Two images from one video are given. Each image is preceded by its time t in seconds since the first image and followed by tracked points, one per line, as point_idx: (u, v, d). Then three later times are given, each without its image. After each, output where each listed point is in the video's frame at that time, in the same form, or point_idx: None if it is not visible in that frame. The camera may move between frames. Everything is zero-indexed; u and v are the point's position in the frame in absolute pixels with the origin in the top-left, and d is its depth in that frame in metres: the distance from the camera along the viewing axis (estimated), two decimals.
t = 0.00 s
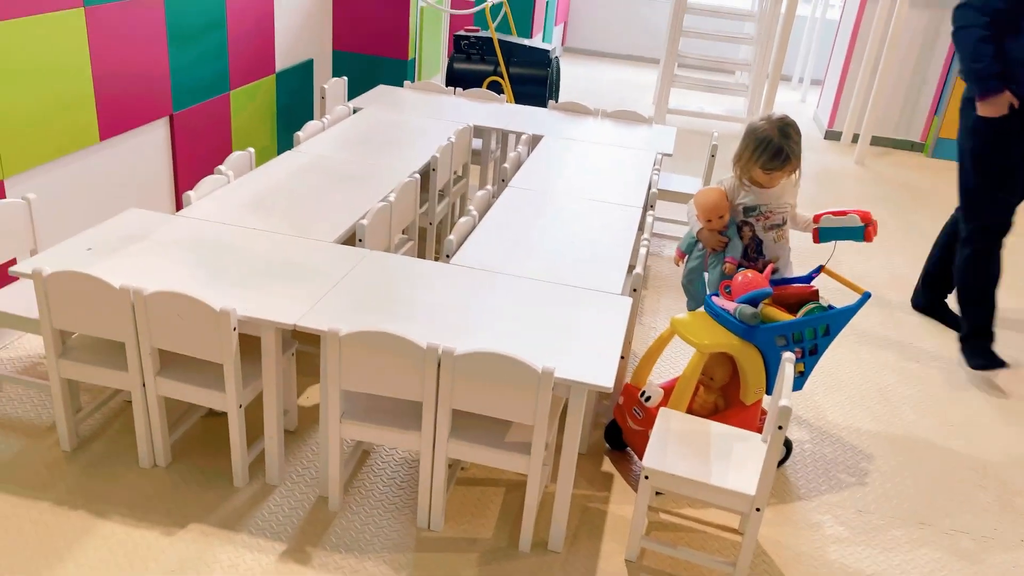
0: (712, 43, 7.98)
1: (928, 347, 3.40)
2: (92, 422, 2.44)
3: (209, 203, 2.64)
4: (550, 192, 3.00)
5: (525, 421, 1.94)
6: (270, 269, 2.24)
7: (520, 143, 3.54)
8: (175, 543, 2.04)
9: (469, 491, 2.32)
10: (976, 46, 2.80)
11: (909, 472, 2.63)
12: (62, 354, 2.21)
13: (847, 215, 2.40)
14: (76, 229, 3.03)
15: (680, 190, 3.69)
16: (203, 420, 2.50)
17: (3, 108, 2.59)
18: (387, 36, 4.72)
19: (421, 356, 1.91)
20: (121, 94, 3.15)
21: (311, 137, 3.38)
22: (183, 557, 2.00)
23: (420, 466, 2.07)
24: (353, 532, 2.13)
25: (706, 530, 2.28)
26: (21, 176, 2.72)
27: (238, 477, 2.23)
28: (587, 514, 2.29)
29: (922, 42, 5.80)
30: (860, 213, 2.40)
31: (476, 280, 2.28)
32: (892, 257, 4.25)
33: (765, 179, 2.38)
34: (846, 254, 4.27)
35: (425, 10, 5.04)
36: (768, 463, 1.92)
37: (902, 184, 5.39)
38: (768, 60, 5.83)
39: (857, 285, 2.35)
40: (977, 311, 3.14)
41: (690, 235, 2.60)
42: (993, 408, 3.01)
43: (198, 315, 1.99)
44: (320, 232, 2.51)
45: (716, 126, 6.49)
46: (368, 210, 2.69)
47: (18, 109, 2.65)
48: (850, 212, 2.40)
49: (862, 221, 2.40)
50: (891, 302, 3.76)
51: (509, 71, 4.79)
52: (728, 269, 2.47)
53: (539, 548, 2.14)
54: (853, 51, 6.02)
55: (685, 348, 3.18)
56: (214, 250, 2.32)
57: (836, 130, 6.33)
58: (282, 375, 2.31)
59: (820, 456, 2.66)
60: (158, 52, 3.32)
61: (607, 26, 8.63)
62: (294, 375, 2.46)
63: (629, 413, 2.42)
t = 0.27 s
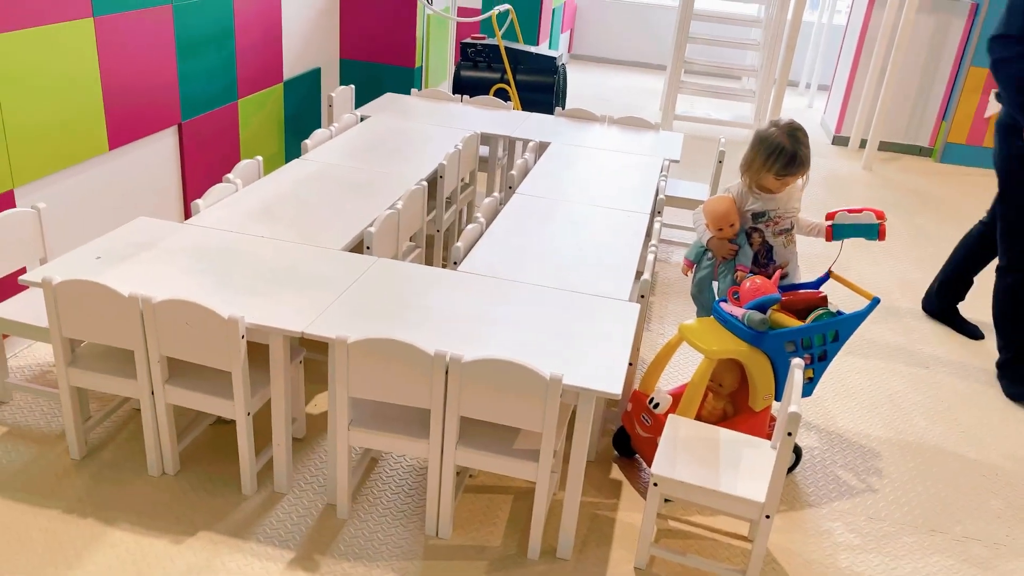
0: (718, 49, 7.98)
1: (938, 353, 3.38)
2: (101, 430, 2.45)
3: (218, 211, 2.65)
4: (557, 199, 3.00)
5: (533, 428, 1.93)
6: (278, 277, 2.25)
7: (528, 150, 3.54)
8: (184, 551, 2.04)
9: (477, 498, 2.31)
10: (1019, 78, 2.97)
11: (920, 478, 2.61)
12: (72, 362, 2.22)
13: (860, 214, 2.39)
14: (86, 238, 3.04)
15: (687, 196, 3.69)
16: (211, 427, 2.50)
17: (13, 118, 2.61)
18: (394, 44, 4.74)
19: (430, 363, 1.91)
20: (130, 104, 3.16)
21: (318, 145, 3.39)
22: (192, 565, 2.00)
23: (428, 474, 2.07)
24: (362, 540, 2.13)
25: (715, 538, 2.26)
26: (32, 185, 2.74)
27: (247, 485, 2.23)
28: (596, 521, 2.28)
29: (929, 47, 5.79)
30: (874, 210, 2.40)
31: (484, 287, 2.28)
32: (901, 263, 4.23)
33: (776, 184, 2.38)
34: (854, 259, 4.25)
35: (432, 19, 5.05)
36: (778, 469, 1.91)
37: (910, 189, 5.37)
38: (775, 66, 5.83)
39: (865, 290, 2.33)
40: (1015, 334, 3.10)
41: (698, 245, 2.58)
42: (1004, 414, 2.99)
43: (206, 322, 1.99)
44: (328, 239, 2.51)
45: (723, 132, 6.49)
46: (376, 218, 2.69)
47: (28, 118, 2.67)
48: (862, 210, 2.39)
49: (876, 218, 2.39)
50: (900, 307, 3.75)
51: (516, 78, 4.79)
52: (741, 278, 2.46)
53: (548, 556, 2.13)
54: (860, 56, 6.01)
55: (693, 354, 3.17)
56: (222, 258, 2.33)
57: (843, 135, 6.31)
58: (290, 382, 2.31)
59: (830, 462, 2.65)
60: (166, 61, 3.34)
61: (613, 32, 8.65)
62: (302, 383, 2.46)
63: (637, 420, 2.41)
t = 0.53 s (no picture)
0: (722, 52, 7.98)
1: (943, 355, 3.37)
2: (107, 433, 2.45)
3: (222, 215, 2.65)
4: (561, 202, 3.00)
5: (538, 431, 1.93)
6: (282, 280, 2.25)
7: (532, 153, 3.54)
8: (189, 554, 2.04)
9: (482, 501, 2.31)
10: None
11: (926, 480, 2.60)
12: (77, 366, 2.22)
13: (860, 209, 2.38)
14: (91, 241, 3.05)
15: (692, 198, 3.68)
16: (216, 431, 2.50)
17: (19, 123, 2.62)
18: (398, 47, 4.75)
19: (434, 366, 1.91)
20: (135, 108, 3.18)
21: (322, 148, 3.40)
22: (197, 569, 2.00)
23: (433, 476, 2.07)
24: (367, 543, 2.13)
25: (720, 540, 2.26)
26: (37, 189, 2.75)
27: (252, 488, 2.24)
28: (601, 524, 2.28)
29: (934, 48, 5.78)
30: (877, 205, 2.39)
31: (488, 290, 2.28)
32: (906, 264, 4.22)
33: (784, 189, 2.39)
34: (859, 260, 4.25)
35: (436, 22, 5.07)
36: (784, 472, 1.91)
37: (915, 191, 5.36)
38: (779, 68, 5.82)
39: (870, 292, 2.33)
40: None
41: (701, 250, 2.58)
42: (1011, 415, 2.98)
43: (211, 325, 1.99)
44: (332, 243, 2.52)
45: (727, 134, 6.48)
46: (380, 221, 2.70)
47: (34, 123, 2.68)
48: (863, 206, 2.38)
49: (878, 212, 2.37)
50: (905, 309, 3.74)
51: (520, 81, 4.80)
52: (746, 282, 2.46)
53: (553, 559, 2.13)
54: (864, 57, 6.01)
55: (698, 357, 3.17)
56: (227, 262, 2.33)
57: (847, 136, 6.30)
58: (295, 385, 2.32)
59: (836, 464, 2.64)
60: (171, 66, 3.35)
61: (616, 35, 8.65)
62: (306, 386, 2.46)
63: (642, 422, 2.41)
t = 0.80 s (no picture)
0: (723, 52, 7.97)
1: (945, 355, 3.36)
2: (108, 435, 2.45)
3: (224, 217, 2.65)
4: (562, 203, 3.00)
5: (539, 432, 1.93)
6: (283, 282, 2.25)
7: (533, 154, 3.54)
8: (191, 556, 2.04)
9: (484, 502, 2.31)
10: None
11: (929, 481, 2.60)
12: (79, 368, 2.22)
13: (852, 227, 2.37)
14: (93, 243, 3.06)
15: (694, 199, 3.68)
16: (218, 432, 2.50)
17: (21, 125, 2.62)
18: (399, 49, 4.75)
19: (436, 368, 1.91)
20: (137, 110, 3.18)
21: (324, 150, 3.40)
22: (198, 571, 2.00)
23: (435, 478, 2.07)
24: (368, 544, 2.13)
25: (722, 541, 2.26)
26: (39, 191, 2.75)
27: (253, 490, 2.24)
28: (603, 525, 2.27)
29: (935, 48, 5.78)
30: (872, 225, 2.37)
31: (489, 292, 2.28)
32: (908, 264, 4.21)
33: (787, 188, 2.39)
34: (861, 261, 4.24)
35: (437, 23, 5.07)
36: (786, 473, 1.90)
37: (916, 191, 5.36)
38: (780, 68, 5.82)
39: (871, 292, 2.33)
40: None
41: (700, 252, 2.58)
42: (1013, 416, 2.98)
43: (213, 327, 2.00)
44: (334, 244, 2.52)
45: (729, 135, 6.48)
46: (382, 222, 2.69)
47: (36, 125, 2.69)
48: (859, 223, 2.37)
49: (872, 232, 2.36)
50: (907, 309, 3.73)
51: (521, 82, 4.80)
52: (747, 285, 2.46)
53: (555, 560, 2.12)
54: (865, 58, 6.00)
55: (700, 357, 3.17)
56: (228, 264, 2.34)
57: (849, 137, 6.30)
58: (297, 387, 2.32)
59: (838, 465, 2.63)
60: (172, 68, 3.35)
61: (617, 36, 8.65)
62: (308, 387, 2.47)
63: (644, 423, 2.41)
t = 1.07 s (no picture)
0: (721, 53, 7.98)
1: (943, 355, 3.37)
2: (107, 436, 2.45)
3: (222, 218, 2.65)
4: (561, 203, 3.00)
5: (538, 433, 1.93)
6: (281, 282, 2.25)
7: (532, 154, 3.54)
8: (190, 557, 2.04)
9: (483, 503, 2.31)
10: None
11: (927, 481, 2.60)
12: (77, 369, 2.22)
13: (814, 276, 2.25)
14: (91, 245, 3.05)
15: (692, 200, 3.68)
16: (217, 433, 2.50)
17: (19, 126, 2.62)
18: (397, 49, 4.75)
19: (435, 368, 1.91)
20: (135, 110, 3.18)
21: (322, 150, 3.40)
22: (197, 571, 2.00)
23: (433, 478, 2.07)
24: (367, 545, 2.13)
25: (721, 542, 2.26)
26: (37, 192, 2.75)
27: (252, 491, 2.23)
28: (602, 526, 2.27)
29: (933, 49, 5.79)
30: (841, 276, 2.22)
31: (488, 292, 2.28)
32: (906, 265, 4.22)
33: (781, 182, 2.35)
34: (859, 261, 4.25)
35: (435, 24, 5.07)
36: (785, 473, 1.90)
37: (914, 191, 5.36)
38: (779, 68, 5.82)
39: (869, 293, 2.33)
40: None
41: (697, 254, 2.58)
42: (1010, 416, 2.98)
43: (211, 328, 1.99)
44: (332, 245, 2.52)
45: (727, 135, 6.48)
46: (380, 223, 2.69)
47: (35, 126, 2.69)
48: (829, 274, 2.23)
49: (840, 284, 2.22)
50: (905, 310, 3.74)
51: (519, 83, 4.80)
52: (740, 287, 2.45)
53: (554, 561, 2.12)
54: (863, 58, 6.01)
55: (698, 358, 3.17)
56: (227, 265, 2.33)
57: (847, 137, 6.30)
58: (295, 388, 2.31)
59: (836, 465, 2.64)
60: (170, 68, 3.35)
61: (616, 36, 8.65)
62: (307, 388, 2.47)
63: (643, 423, 2.41)
